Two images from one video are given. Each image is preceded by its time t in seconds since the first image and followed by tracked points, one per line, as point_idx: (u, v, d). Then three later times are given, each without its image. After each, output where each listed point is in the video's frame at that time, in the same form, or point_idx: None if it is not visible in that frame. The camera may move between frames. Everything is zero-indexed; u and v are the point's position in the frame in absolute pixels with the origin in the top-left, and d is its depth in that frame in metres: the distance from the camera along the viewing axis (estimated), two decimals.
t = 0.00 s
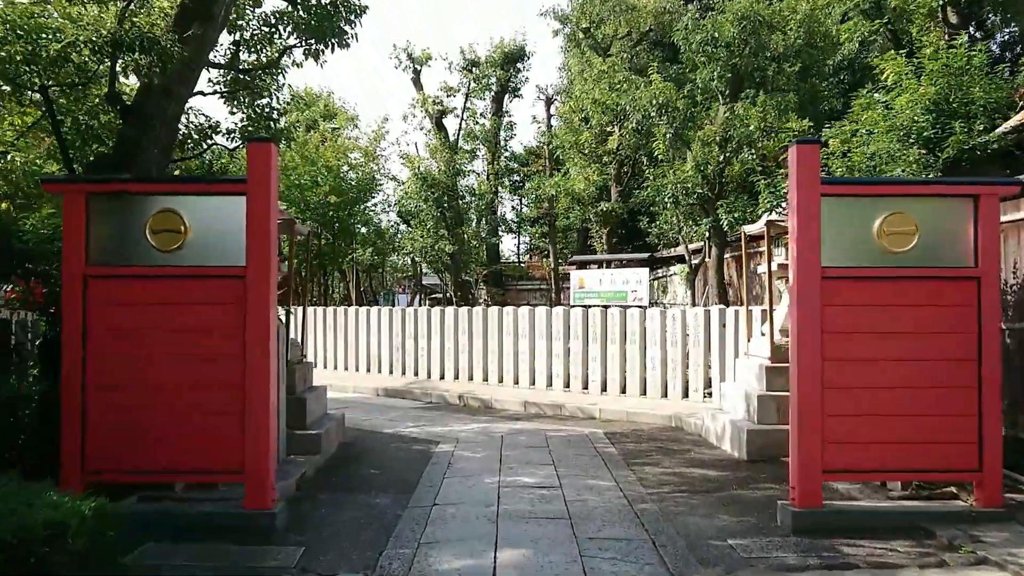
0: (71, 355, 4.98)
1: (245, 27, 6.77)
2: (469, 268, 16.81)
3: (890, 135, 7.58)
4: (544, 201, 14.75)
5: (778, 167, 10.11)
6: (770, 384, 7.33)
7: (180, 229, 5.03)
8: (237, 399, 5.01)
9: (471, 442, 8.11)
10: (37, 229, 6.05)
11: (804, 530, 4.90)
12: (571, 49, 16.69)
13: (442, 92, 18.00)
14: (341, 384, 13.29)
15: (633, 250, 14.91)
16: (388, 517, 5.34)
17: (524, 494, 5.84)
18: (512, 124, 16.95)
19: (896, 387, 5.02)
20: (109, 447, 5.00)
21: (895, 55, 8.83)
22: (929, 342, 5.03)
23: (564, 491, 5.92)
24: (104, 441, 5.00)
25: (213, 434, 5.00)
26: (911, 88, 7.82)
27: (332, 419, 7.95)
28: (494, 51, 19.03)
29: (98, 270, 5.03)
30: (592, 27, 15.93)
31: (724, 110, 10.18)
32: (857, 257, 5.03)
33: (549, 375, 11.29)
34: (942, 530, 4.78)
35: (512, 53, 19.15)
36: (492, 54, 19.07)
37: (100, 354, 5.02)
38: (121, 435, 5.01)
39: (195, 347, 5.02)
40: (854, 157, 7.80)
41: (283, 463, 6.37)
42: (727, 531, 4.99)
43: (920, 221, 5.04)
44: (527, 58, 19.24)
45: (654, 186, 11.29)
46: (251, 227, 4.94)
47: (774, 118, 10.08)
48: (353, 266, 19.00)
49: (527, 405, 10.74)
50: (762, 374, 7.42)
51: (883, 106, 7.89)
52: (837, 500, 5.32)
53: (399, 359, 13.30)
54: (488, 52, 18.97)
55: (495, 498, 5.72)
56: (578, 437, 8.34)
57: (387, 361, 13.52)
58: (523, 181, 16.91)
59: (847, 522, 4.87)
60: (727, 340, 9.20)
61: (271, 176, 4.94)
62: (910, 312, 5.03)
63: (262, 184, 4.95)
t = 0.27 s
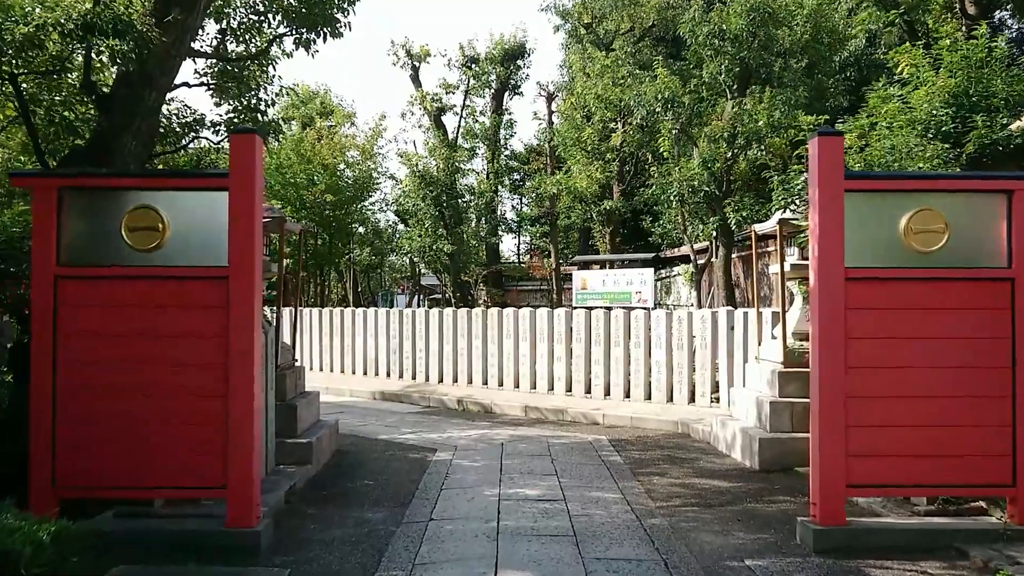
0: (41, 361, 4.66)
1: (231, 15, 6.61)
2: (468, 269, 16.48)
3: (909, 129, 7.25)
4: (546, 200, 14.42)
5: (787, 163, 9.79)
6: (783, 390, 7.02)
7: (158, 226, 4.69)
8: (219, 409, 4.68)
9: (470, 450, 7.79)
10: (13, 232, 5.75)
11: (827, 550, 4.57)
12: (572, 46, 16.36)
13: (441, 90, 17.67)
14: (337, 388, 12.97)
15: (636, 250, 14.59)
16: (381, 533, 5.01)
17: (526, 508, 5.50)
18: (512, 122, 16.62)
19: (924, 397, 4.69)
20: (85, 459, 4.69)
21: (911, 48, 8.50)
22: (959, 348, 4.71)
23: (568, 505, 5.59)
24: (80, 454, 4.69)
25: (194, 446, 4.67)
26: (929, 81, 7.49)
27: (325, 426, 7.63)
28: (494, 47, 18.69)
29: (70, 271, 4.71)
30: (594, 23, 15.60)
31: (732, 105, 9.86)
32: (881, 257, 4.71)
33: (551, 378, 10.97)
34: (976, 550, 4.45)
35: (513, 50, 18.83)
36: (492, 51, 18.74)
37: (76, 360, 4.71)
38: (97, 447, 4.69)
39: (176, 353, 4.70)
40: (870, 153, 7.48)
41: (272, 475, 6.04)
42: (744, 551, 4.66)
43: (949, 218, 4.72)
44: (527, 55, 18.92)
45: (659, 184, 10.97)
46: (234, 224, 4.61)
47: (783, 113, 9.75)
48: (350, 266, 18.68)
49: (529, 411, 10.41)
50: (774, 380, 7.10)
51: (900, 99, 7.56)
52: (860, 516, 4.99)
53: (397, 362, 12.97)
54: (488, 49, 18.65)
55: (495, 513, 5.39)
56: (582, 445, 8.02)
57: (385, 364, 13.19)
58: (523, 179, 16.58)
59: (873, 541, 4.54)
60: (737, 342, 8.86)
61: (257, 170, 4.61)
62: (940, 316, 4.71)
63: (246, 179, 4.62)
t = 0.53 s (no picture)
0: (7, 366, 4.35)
1: None
2: (467, 267, 16.14)
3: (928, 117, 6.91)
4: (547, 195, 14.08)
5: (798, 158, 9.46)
6: (797, 394, 6.69)
7: (132, 218, 4.36)
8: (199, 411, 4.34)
9: (469, 456, 7.45)
10: None
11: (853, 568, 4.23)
12: (574, 40, 16.02)
13: (440, 85, 17.34)
14: (333, 389, 12.63)
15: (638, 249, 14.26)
16: (373, 549, 4.68)
17: (528, 520, 5.17)
18: (512, 117, 16.28)
19: (959, 402, 4.36)
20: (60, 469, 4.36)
21: (929, 36, 8.16)
22: (995, 350, 4.37)
23: (573, 517, 5.25)
24: (53, 463, 4.37)
25: (176, 454, 4.34)
26: (949, 69, 7.16)
27: (317, 430, 7.30)
28: (494, 42, 18.35)
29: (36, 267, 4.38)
30: (596, 17, 15.27)
31: (740, 97, 9.53)
32: (912, 252, 4.38)
33: (552, 380, 10.63)
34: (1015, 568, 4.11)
35: (513, 45, 18.50)
36: (492, 46, 18.40)
37: (48, 363, 4.38)
38: (72, 456, 4.37)
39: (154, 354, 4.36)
40: (886, 144, 7.15)
41: (258, 484, 5.70)
42: (764, 568, 4.32)
43: (985, 210, 4.37)
44: (527, 50, 18.59)
45: (663, 179, 10.64)
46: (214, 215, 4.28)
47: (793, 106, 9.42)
48: (348, 265, 18.35)
49: (529, 414, 10.08)
50: (788, 383, 6.77)
51: (919, 88, 7.23)
52: (887, 532, 4.64)
53: (394, 363, 12.63)
54: (487, 44, 18.31)
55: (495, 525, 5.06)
56: (585, 450, 7.68)
57: (381, 365, 12.85)
58: (524, 176, 16.26)
59: (904, 558, 4.21)
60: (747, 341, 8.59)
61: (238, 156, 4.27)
62: (974, 315, 4.36)
63: (226, 166, 4.28)
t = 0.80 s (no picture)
0: None
1: None
2: (467, 266, 15.81)
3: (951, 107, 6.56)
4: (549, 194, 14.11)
5: (810, 152, 9.15)
6: (815, 399, 6.35)
7: (106, 213, 4.03)
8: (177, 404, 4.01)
9: (469, 464, 7.11)
10: None
11: None
12: (576, 35, 15.69)
13: (439, 80, 17.01)
14: (330, 392, 12.29)
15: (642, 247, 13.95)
16: (367, 569, 4.35)
17: (533, 536, 4.84)
18: (513, 114, 15.96)
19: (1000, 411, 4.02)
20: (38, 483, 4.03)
21: (949, 24, 7.83)
22: None
23: (581, 532, 4.92)
24: (32, 476, 4.03)
25: (162, 462, 4.01)
26: (973, 58, 6.83)
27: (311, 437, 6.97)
28: (494, 38, 18.03)
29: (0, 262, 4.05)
30: (599, 11, 14.94)
31: (750, 90, 9.21)
32: (950, 248, 4.04)
33: (556, 383, 10.30)
34: None
35: (513, 41, 18.18)
36: (492, 42, 18.08)
37: (23, 367, 4.04)
38: (45, 465, 4.03)
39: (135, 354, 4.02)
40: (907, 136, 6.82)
41: (246, 496, 5.36)
42: None
43: None
44: (529, 46, 18.26)
45: (669, 175, 10.31)
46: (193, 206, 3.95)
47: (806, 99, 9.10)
48: (346, 265, 18.02)
49: (532, 418, 9.75)
50: (805, 388, 6.44)
51: (941, 78, 6.90)
52: (920, 551, 4.30)
53: (392, 365, 12.29)
54: (488, 39, 17.98)
55: (497, 542, 4.73)
56: (592, 457, 7.35)
57: (379, 367, 12.51)
58: (525, 174, 15.94)
59: None
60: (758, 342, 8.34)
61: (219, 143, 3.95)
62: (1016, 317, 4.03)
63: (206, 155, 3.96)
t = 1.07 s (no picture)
0: None
1: None
2: (467, 265, 15.47)
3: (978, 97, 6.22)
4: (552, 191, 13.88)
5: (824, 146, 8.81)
6: (834, 404, 6.03)
7: (75, 204, 3.72)
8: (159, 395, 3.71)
9: (470, 472, 6.77)
10: None
11: None
12: (579, 28, 15.34)
13: (439, 75, 16.66)
14: (326, 394, 11.96)
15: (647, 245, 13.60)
16: None
17: (539, 553, 4.51)
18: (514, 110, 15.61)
19: None
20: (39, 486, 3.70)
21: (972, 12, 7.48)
22: None
23: (591, 549, 4.58)
24: (23, 486, 3.71)
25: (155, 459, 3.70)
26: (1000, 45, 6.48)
27: (305, 443, 6.64)
28: (495, 32, 17.68)
29: None
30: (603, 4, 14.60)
31: (762, 82, 8.88)
32: (997, 243, 3.71)
33: (560, 386, 9.98)
34: None
35: (515, 36, 17.84)
36: (493, 37, 17.73)
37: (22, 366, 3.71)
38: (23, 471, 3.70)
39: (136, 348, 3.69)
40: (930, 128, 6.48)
41: (232, 509, 5.05)
42: None
43: None
44: (531, 41, 17.92)
45: (676, 170, 9.98)
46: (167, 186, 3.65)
47: (820, 91, 8.75)
48: (344, 263, 17.69)
49: (535, 422, 9.42)
50: (824, 392, 6.11)
51: (966, 67, 6.56)
52: (961, 573, 3.96)
53: (391, 367, 11.96)
54: (489, 34, 17.64)
55: (501, 560, 4.40)
56: (598, 465, 7.02)
57: (378, 368, 12.18)
58: (527, 171, 15.60)
59: None
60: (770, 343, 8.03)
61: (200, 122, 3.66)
62: None
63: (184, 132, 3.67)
